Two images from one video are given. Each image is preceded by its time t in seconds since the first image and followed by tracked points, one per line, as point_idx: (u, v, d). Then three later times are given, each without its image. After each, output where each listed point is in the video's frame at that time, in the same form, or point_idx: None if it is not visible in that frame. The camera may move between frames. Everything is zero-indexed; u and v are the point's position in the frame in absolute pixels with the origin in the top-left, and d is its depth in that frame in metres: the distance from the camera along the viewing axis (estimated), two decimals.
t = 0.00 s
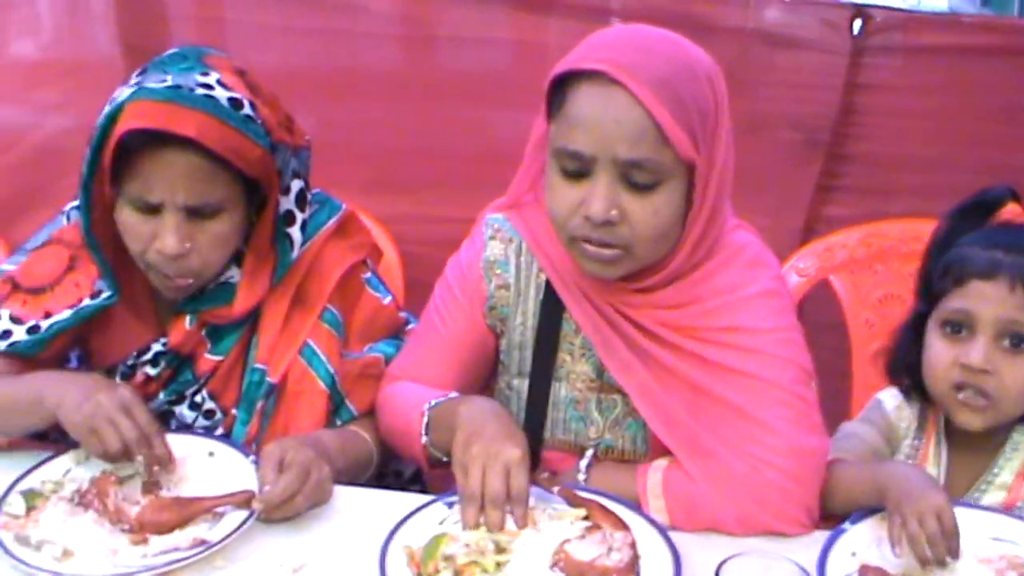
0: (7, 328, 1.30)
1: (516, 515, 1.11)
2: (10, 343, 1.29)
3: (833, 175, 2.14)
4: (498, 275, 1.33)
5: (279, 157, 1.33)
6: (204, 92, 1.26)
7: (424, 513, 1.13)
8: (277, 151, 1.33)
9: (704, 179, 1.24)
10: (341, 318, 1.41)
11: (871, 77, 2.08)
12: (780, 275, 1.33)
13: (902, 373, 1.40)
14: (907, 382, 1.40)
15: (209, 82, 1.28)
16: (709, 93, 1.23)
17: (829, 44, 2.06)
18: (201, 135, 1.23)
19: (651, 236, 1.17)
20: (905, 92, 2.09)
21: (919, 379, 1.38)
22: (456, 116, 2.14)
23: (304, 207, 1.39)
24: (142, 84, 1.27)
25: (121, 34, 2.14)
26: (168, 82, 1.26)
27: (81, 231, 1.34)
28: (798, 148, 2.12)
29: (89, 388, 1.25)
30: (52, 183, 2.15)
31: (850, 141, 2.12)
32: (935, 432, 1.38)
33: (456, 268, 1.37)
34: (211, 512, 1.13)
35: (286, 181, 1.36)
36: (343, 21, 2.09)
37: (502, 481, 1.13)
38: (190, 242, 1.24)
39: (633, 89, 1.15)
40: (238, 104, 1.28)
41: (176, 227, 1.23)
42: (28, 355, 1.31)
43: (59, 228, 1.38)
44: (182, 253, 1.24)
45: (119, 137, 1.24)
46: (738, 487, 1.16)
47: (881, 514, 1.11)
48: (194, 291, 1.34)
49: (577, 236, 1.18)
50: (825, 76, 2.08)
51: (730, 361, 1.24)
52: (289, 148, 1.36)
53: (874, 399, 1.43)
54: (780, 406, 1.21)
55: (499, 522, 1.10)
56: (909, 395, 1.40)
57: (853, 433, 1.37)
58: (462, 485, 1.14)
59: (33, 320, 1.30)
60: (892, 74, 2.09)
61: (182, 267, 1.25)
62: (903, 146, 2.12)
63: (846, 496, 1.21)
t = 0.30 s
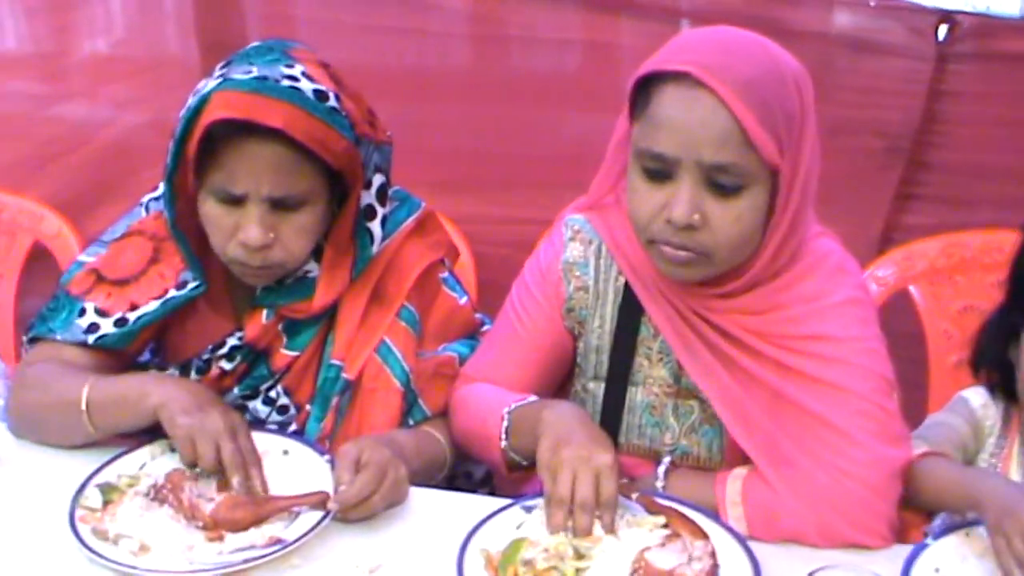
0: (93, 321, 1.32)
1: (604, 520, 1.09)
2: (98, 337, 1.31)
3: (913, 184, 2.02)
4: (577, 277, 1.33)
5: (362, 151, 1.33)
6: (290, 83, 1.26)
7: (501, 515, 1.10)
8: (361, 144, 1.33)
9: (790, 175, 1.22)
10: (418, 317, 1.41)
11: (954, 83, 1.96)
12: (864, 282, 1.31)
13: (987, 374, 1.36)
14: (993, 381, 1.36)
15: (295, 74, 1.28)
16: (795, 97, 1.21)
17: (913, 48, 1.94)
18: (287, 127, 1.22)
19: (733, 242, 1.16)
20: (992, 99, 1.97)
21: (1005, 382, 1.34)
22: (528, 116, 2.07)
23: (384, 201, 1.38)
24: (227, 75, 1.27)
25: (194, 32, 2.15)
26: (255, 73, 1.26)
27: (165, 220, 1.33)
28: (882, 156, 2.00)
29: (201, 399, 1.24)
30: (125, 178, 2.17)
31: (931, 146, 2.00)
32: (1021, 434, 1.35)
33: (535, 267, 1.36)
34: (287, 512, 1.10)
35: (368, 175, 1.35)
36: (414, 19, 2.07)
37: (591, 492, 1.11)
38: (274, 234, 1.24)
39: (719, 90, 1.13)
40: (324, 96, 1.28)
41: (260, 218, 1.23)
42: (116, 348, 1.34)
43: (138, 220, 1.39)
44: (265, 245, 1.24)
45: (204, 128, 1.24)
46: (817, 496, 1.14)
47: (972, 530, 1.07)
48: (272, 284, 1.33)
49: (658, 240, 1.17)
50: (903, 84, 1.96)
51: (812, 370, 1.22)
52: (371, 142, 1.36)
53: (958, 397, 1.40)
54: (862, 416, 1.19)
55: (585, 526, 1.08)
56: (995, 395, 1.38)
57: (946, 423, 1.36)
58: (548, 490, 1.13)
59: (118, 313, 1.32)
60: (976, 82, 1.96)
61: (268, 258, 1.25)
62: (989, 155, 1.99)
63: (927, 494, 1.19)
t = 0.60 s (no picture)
0: (106, 316, 1.31)
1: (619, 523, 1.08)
2: (110, 332, 1.31)
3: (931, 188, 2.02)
4: (596, 280, 1.33)
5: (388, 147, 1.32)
6: (320, 76, 1.26)
7: (516, 518, 1.09)
8: (388, 141, 1.33)
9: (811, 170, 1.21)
10: (436, 317, 1.40)
11: (976, 88, 1.94)
12: (883, 286, 1.30)
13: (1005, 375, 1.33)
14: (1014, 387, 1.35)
15: (325, 67, 1.28)
16: (817, 96, 1.21)
17: (935, 51, 1.92)
18: (316, 118, 1.22)
19: (752, 241, 1.15)
20: (1015, 105, 1.95)
21: None
22: (545, 115, 2.06)
23: (406, 201, 1.38)
24: (257, 66, 1.27)
25: (210, 28, 2.12)
26: (285, 65, 1.26)
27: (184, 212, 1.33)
28: (900, 159, 2.00)
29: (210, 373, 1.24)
30: (139, 178, 2.20)
31: (950, 151, 1.99)
32: None
33: (554, 267, 1.36)
34: (300, 510, 1.10)
35: (392, 172, 1.35)
36: (430, 19, 2.05)
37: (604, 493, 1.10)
38: (297, 227, 1.23)
39: (739, 87, 1.12)
40: (353, 91, 1.28)
41: (285, 208, 1.22)
42: (129, 343, 1.33)
43: (155, 216, 1.39)
44: (289, 237, 1.22)
45: (235, 118, 1.24)
46: (835, 501, 1.13)
47: (994, 537, 1.05)
48: (289, 281, 1.34)
49: (676, 238, 1.16)
50: (922, 86, 1.94)
51: (831, 376, 1.21)
52: (397, 140, 1.35)
53: (975, 404, 1.39)
54: (879, 423, 1.18)
55: (601, 531, 1.08)
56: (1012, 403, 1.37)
57: (968, 428, 1.34)
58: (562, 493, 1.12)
59: (131, 308, 1.32)
60: (999, 85, 1.94)
61: (288, 251, 1.24)
62: (1008, 161, 1.98)
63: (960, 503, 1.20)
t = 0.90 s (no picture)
0: (98, 324, 1.30)
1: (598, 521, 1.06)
2: (103, 340, 1.29)
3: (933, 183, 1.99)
4: (596, 279, 1.31)
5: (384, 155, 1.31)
6: (314, 85, 1.24)
7: (515, 525, 1.07)
8: (383, 149, 1.31)
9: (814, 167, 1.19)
10: (434, 321, 1.39)
11: (977, 82, 1.93)
12: (886, 284, 1.28)
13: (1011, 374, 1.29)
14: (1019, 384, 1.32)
15: (320, 74, 1.26)
16: (821, 90, 1.19)
17: (935, 45, 1.91)
18: (311, 127, 1.20)
19: (755, 236, 1.13)
20: (1015, 98, 1.93)
21: None
22: (543, 115, 2.05)
23: (403, 207, 1.36)
24: (250, 73, 1.25)
25: (205, 27, 2.11)
26: (278, 73, 1.24)
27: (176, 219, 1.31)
28: (900, 155, 1.98)
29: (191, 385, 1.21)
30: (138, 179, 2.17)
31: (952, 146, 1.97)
32: None
33: (552, 267, 1.34)
34: (297, 517, 1.08)
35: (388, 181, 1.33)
36: (427, 18, 2.04)
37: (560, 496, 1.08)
38: (292, 238, 1.22)
39: (742, 80, 1.11)
40: (348, 99, 1.26)
41: (278, 220, 1.21)
42: (121, 351, 1.32)
43: (149, 224, 1.38)
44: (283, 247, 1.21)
45: (226, 129, 1.22)
46: (840, 501, 1.12)
47: (998, 536, 1.03)
48: (285, 289, 1.32)
49: (678, 232, 1.14)
50: (922, 81, 1.93)
51: (834, 377, 1.20)
52: (392, 146, 1.33)
53: (981, 403, 1.37)
54: (884, 424, 1.16)
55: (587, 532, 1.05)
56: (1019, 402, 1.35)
57: (978, 428, 1.32)
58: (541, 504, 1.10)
59: (124, 316, 1.30)
60: (1000, 78, 1.93)
61: (285, 261, 1.24)
62: (1009, 154, 1.96)
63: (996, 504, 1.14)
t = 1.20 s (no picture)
0: (109, 326, 1.29)
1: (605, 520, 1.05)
2: (116, 341, 1.28)
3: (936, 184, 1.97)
4: (596, 277, 1.30)
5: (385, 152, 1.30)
6: (315, 81, 1.23)
7: (515, 527, 1.06)
8: (384, 146, 1.30)
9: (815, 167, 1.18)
10: (433, 320, 1.37)
11: (981, 82, 1.92)
12: (889, 285, 1.27)
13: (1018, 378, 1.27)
14: None
15: (320, 71, 1.25)
16: (822, 90, 1.18)
17: (938, 44, 1.90)
18: (311, 126, 1.19)
19: (755, 238, 1.12)
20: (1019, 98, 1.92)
21: None
22: (543, 114, 2.03)
23: (404, 203, 1.35)
24: (251, 70, 1.24)
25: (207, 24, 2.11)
26: (279, 70, 1.23)
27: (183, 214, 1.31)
28: (904, 156, 1.96)
29: (221, 410, 1.20)
30: (139, 178, 2.16)
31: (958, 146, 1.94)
32: None
33: (552, 265, 1.33)
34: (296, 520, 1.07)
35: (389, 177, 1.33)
36: (428, 16, 2.03)
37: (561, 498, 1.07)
38: (293, 235, 1.21)
39: (741, 79, 1.10)
40: (349, 95, 1.25)
41: (280, 217, 1.20)
42: (135, 352, 1.31)
43: (150, 223, 1.36)
44: (285, 246, 1.20)
45: (228, 124, 1.21)
46: (842, 506, 1.11)
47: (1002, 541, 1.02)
48: (286, 287, 1.31)
49: (677, 235, 1.13)
50: (926, 81, 1.92)
51: (835, 378, 1.19)
52: (393, 145, 1.32)
53: (989, 405, 1.35)
54: (888, 426, 1.15)
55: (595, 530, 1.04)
56: None
57: (987, 429, 1.30)
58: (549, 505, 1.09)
59: (136, 316, 1.29)
60: (1005, 78, 1.92)
61: (286, 259, 1.23)
62: (1013, 155, 1.94)
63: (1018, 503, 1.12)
